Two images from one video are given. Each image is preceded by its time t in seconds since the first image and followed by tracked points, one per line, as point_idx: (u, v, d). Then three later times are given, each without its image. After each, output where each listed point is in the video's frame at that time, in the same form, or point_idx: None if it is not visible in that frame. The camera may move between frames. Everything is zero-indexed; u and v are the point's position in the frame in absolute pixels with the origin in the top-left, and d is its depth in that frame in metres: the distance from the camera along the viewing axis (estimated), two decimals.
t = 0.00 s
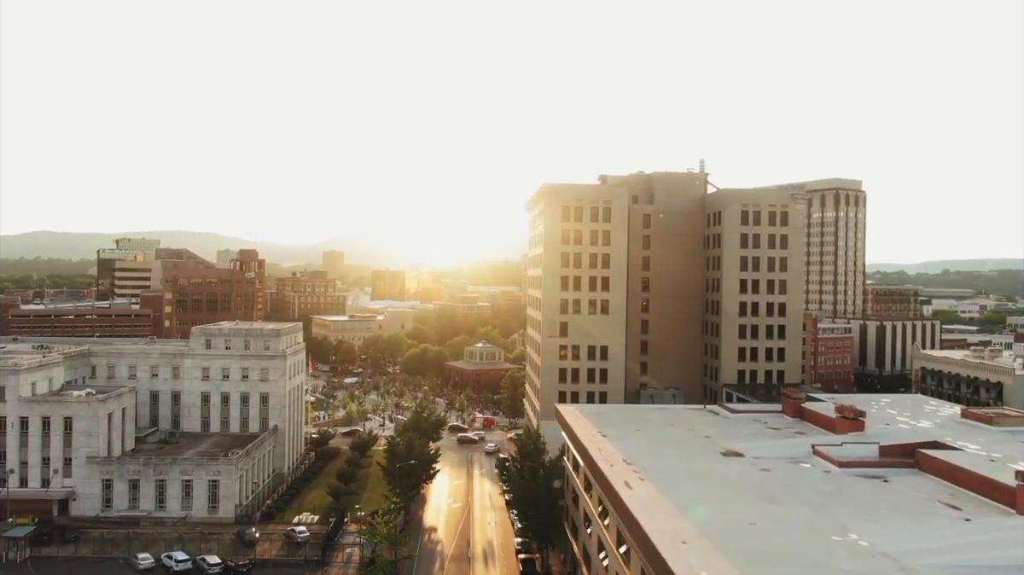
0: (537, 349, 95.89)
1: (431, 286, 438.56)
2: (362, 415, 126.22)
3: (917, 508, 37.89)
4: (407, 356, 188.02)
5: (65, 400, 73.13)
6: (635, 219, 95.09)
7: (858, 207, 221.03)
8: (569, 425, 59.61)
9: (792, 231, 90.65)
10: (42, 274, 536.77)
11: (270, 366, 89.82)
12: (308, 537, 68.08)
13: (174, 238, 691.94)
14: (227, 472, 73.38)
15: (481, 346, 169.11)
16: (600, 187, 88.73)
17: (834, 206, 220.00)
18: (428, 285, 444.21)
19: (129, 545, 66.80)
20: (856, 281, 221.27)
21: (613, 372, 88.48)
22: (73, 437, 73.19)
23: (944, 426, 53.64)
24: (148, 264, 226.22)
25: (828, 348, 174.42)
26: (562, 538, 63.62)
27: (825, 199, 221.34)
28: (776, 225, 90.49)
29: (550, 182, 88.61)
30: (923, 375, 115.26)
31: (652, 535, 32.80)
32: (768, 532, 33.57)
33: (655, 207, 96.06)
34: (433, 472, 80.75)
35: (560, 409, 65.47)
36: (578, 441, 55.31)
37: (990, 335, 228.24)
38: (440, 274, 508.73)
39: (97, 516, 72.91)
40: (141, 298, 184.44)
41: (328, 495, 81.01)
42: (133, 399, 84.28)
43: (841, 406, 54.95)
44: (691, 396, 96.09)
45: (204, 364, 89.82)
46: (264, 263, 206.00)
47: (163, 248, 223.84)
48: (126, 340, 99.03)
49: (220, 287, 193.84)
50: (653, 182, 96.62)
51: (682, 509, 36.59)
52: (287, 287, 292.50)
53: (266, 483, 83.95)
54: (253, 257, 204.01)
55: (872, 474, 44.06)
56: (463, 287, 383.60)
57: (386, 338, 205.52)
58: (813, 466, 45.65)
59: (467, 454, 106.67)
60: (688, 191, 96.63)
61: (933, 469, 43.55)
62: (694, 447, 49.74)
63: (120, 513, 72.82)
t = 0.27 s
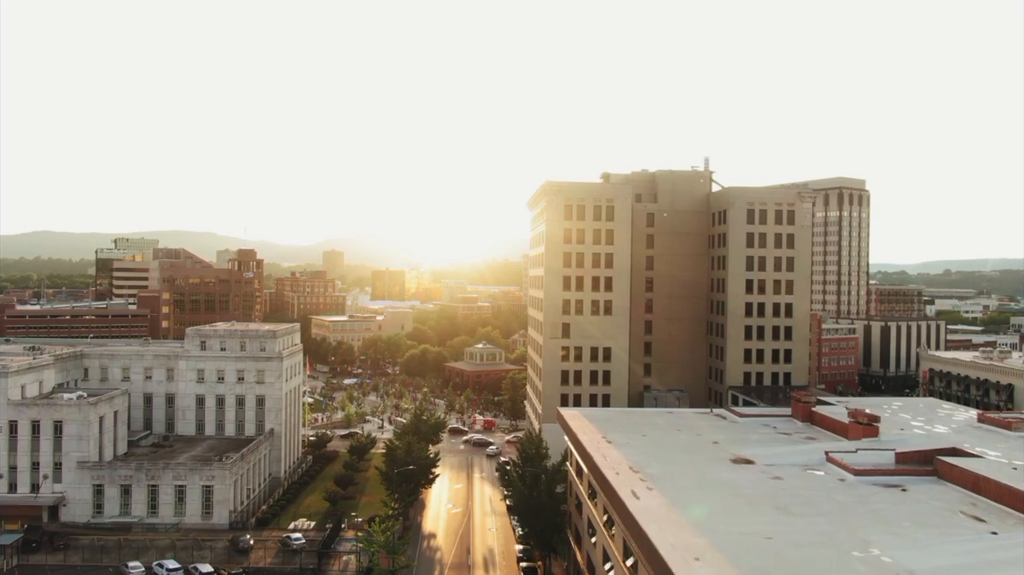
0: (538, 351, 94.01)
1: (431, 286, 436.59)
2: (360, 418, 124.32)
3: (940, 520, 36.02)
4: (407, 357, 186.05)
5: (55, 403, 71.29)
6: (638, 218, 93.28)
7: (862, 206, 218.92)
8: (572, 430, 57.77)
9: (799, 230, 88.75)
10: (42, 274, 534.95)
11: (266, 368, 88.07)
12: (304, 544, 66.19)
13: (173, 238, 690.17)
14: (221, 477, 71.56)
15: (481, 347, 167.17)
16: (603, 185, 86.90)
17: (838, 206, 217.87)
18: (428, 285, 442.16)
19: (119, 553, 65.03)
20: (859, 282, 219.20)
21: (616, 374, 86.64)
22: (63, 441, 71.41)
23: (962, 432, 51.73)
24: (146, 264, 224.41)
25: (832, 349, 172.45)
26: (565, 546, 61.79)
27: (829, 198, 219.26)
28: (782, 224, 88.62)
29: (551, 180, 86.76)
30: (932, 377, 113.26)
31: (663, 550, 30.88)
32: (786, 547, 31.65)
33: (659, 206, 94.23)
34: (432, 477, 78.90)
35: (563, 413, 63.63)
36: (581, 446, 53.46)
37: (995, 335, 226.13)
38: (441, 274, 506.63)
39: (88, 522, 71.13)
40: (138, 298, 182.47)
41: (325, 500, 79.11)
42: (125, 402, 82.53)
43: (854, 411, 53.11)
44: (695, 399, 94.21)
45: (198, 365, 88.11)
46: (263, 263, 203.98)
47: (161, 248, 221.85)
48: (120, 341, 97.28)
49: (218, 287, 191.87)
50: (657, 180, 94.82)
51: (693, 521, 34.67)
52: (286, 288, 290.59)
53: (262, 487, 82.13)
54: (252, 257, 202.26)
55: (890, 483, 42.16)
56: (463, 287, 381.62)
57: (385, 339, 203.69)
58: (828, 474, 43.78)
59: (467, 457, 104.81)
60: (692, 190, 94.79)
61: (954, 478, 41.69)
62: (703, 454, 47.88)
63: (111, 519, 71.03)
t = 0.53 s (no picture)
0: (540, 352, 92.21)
1: (431, 286, 434.80)
2: (358, 420, 122.49)
3: (965, 534, 34.18)
4: (406, 358, 184.19)
5: (44, 407, 69.39)
6: (642, 217, 91.51)
7: (865, 205, 217.03)
8: (575, 435, 55.91)
9: (806, 230, 86.95)
10: (40, 274, 533.09)
11: (261, 371, 86.24)
12: (299, 552, 64.41)
13: (173, 238, 688.29)
14: (214, 483, 69.70)
15: (481, 348, 165.36)
16: (605, 183, 85.05)
17: (841, 205, 215.88)
18: (428, 285, 440.29)
19: (109, 561, 63.21)
20: (862, 282, 217.34)
21: (619, 377, 84.79)
22: (53, 446, 69.53)
23: (980, 438, 49.89)
24: (143, 263, 222.56)
25: (836, 350, 170.61)
26: (568, 555, 59.98)
27: (832, 198, 217.33)
28: (789, 223, 86.79)
29: (553, 178, 84.93)
30: (939, 379, 111.41)
31: (676, 568, 28.97)
32: (806, 565, 29.76)
33: (663, 204, 92.43)
34: (431, 482, 77.09)
35: (565, 417, 61.79)
36: (584, 453, 51.61)
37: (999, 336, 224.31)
38: (441, 274, 504.68)
39: (77, 528, 69.29)
40: (134, 298, 180.53)
41: (321, 506, 77.25)
42: (117, 405, 80.70)
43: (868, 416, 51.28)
44: (700, 402, 92.41)
45: (192, 367, 86.30)
46: (260, 263, 202.05)
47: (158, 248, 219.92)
48: (113, 342, 95.51)
49: (216, 287, 189.96)
50: (661, 178, 93.00)
51: (707, 537, 32.75)
52: (285, 288, 288.68)
53: (257, 492, 80.31)
54: (249, 257, 200.48)
55: (909, 493, 40.29)
56: (463, 287, 379.83)
57: (384, 340, 201.84)
58: (843, 483, 41.94)
59: (467, 460, 103.01)
60: (696, 188, 92.97)
61: (976, 487, 39.86)
62: (712, 462, 46.04)
63: (102, 525, 69.20)
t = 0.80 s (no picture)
0: (541, 354, 90.15)
1: (431, 286, 432.72)
2: (357, 422, 120.41)
3: (998, 551, 32.07)
4: (405, 359, 182.11)
5: (31, 411, 67.27)
6: (646, 215, 89.43)
7: (869, 205, 214.78)
8: (578, 440, 53.78)
9: (814, 228, 84.78)
10: (39, 274, 531.01)
11: (256, 373, 84.15)
12: (293, 562, 62.42)
13: (173, 237, 686.32)
14: (206, 489, 67.56)
15: (481, 349, 163.23)
16: (609, 181, 82.94)
17: (845, 204, 213.60)
18: (428, 285, 438.29)
19: (96, 571, 61.06)
20: (867, 282, 215.12)
21: (623, 379, 82.65)
22: (39, 451, 67.40)
23: (1002, 445, 47.78)
24: (140, 263, 220.44)
25: (841, 351, 168.48)
26: (571, 564, 57.92)
27: (836, 197, 215.07)
28: (797, 221, 84.60)
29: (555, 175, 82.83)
30: (949, 381, 109.24)
31: None
32: None
33: (668, 203, 90.25)
34: (430, 487, 75.00)
35: (568, 421, 59.67)
36: (588, 459, 49.44)
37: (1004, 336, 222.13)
38: (441, 274, 502.58)
39: (65, 536, 67.17)
40: (131, 298, 178.38)
41: (316, 512, 75.09)
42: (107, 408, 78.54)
43: (885, 422, 49.17)
44: (705, 405, 90.33)
45: (185, 370, 84.22)
46: (259, 263, 199.87)
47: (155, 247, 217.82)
48: (106, 343, 93.43)
49: (213, 287, 187.82)
50: (665, 176, 90.91)
51: (723, 554, 30.56)
52: (284, 288, 286.55)
53: (251, 498, 78.20)
54: (247, 257, 197.75)
55: (933, 505, 38.14)
56: (463, 287, 377.86)
57: (384, 341, 199.68)
58: (862, 495, 39.85)
59: (467, 464, 100.95)
60: (702, 186, 90.81)
61: (1003, 499, 37.78)
62: (723, 471, 43.86)
63: (90, 533, 67.08)
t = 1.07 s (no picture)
0: (542, 355, 88.38)
1: (432, 286, 430.83)
2: (355, 425, 118.53)
3: None
4: (405, 360, 180.23)
5: (19, 415, 65.50)
6: (650, 214, 87.62)
7: (873, 204, 212.67)
8: (581, 445, 51.94)
9: (822, 227, 82.82)
10: (39, 274, 529.29)
11: (251, 375, 82.29)
12: (288, 570, 60.60)
13: (173, 237, 684.40)
14: (199, 494, 65.77)
15: (481, 350, 161.37)
16: (612, 178, 81.08)
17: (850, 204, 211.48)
18: (428, 285, 436.33)
19: None
20: (870, 282, 213.24)
21: (626, 382, 80.81)
22: (27, 455, 65.61)
23: None
24: (138, 263, 218.67)
25: (845, 352, 166.56)
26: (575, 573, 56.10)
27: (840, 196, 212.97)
28: (804, 220, 82.65)
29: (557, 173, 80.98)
30: (958, 382, 107.26)
31: None
32: None
33: (672, 201, 88.35)
34: (429, 493, 73.15)
35: (570, 425, 57.79)
36: (592, 466, 47.59)
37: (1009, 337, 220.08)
38: (441, 274, 500.66)
39: (54, 543, 65.40)
40: (127, 298, 176.54)
41: (312, 518, 73.18)
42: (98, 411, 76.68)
43: (901, 428, 47.33)
44: (710, 407, 88.52)
45: (179, 371, 82.38)
46: (257, 263, 198.11)
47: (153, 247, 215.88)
48: (99, 344, 91.61)
49: (211, 287, 185.86)
50: (669, 174, 89.06)
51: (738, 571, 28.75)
52: (283, 288, 284.79)
53: (245, 503, 76.37)
54: (246, 257, 195.36)
55: (957, 516, 36.28)
56: (463, 287, 376.02)
57: (383, 341, 197.95)
58: (881, 505, 38.01)
59: (468, 468, 99.12)
60: (707, 184, 88.92)
61: None
62: (734, 479, 42.03)
63: (80, 540, 65.31)
